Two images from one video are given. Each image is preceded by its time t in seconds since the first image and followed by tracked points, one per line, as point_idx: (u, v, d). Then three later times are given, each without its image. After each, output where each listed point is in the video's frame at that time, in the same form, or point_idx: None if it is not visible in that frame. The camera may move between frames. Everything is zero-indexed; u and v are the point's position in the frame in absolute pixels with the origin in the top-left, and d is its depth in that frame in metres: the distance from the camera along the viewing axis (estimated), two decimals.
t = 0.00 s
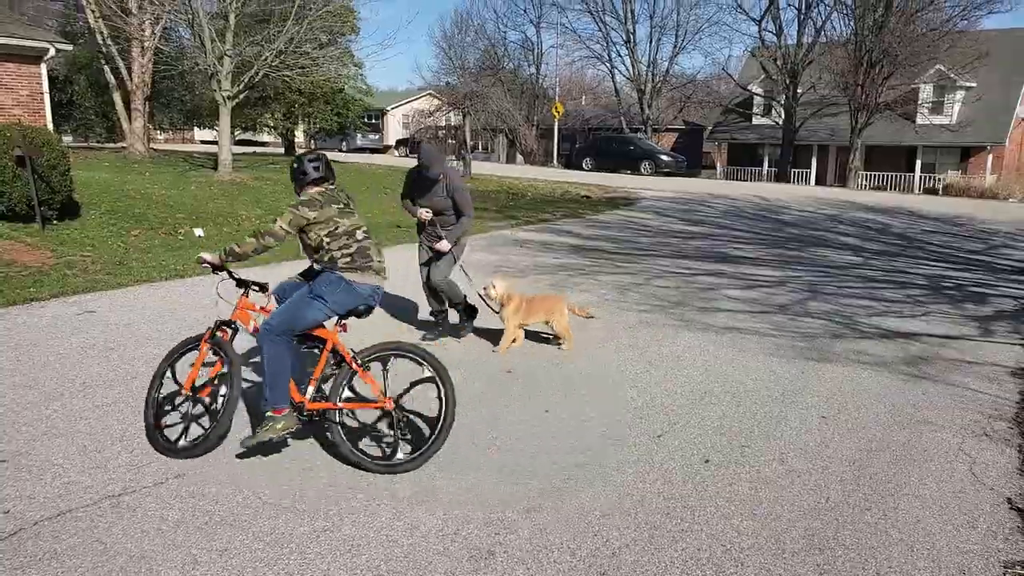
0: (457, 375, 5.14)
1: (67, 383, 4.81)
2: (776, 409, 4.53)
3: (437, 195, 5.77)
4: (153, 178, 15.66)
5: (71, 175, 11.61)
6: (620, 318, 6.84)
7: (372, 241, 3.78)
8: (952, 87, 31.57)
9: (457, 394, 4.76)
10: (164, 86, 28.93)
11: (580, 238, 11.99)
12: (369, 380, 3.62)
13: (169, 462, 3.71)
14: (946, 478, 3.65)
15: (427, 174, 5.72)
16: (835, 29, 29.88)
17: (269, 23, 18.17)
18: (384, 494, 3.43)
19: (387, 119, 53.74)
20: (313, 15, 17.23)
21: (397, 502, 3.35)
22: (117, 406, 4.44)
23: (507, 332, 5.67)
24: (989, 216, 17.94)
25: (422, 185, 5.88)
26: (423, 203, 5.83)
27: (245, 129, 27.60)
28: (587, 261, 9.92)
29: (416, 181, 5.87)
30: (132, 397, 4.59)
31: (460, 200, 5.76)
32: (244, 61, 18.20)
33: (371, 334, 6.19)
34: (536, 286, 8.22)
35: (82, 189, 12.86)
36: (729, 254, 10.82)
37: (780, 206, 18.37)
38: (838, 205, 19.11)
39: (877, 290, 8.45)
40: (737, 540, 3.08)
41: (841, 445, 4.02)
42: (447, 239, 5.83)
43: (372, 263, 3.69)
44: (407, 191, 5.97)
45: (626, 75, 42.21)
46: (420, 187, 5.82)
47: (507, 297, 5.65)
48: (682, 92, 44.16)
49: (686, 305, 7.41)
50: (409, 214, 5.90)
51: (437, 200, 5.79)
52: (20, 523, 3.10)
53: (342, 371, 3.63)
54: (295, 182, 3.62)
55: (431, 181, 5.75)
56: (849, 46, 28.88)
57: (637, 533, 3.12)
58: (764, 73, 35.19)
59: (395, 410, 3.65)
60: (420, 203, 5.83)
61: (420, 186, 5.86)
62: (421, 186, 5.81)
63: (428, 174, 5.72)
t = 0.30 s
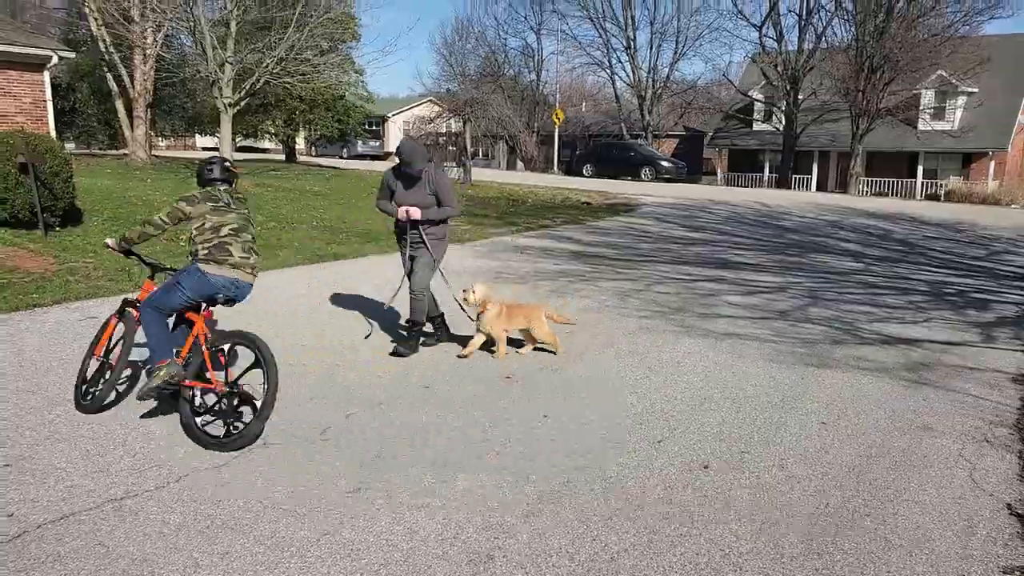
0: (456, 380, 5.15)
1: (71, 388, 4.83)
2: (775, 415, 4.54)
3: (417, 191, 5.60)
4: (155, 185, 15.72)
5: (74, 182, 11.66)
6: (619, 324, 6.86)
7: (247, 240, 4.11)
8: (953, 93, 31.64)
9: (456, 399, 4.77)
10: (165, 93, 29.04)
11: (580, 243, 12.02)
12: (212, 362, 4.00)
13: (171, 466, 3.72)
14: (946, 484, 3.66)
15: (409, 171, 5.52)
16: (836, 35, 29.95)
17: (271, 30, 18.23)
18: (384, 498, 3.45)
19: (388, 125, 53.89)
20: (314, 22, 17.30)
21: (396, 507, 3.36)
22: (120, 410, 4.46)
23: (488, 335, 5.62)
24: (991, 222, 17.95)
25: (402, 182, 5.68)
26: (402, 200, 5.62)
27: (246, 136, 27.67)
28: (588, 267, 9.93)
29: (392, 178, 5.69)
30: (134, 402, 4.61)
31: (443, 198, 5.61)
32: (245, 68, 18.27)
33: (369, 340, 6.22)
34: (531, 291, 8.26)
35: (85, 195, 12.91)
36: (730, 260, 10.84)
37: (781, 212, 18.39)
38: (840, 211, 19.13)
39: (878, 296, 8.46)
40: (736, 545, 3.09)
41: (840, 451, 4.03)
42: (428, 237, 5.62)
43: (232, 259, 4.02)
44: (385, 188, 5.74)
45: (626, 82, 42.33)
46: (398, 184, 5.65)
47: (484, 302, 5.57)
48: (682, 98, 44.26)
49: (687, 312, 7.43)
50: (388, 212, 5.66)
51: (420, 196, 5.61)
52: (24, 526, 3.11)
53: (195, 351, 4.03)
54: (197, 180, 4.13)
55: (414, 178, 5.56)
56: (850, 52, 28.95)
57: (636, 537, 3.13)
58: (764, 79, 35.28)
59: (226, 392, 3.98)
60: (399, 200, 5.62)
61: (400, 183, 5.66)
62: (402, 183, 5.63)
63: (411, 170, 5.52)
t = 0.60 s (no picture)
0: (483, 386, 5.17)
1: (107, 390, 4.95)
2: (805, 423, 4.48)
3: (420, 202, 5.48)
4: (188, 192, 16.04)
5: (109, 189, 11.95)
6: (646, 330, 6.84)
7: (213, 231, 4.95)
8: (989, 95, 30.99)
9: (483, 405, 4.78)
10: (197, 102, 29.59)
11: (606, 250, 11.97)
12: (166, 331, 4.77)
13: (201, 468, 3.79)
14: (982, 496, 3.57)
15: (410, 181, 5.40)
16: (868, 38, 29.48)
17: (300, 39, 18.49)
18: (411, 502, 3.47)
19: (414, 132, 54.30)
20: (342, 31, 17.51)
21: (423, 511, 3.38)
22: (153, 412, 4.55)
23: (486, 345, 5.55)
24: None
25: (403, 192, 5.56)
26: (404, 210, 5.50)
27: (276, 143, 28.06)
28: (614, 273, 9.89)
29: (395, 189, 5.59)
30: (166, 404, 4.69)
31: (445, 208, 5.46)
32: (275, 77, 18.56)
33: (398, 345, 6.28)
34: (557, 297, 8.27)
35: (119, 203, 13.20)
36: (758, 266, 10.72)
37: (811, 218, 18.15)
38: (871, 217, 18.82)
39: (910, 303, 8.31)
40: (764, 554, 3.05)
41: (871, 459, 3.97)
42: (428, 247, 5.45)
43: (195, 246, 4.88)
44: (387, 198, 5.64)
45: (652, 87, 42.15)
46: (401, 195, 5.54)
47: (485, 308, 5.51)
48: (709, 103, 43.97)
49: (714, 318, 7.37)
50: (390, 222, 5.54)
51: (421, 206, 5.48)
52: (62, 524, 3.20)
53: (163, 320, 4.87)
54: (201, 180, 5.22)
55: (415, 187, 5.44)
56: (882, 55, 28.50)
57: (662, 545, 3.11)
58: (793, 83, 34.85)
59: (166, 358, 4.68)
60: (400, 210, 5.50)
61: (401, 193, 5.55)
62: (404, 193, 5.52)
63: (411, 180, 5.40)
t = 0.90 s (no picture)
0: (518, 389, 5.18)
1: (150, 389, 5.08)
2: (845, 430, 4.39)
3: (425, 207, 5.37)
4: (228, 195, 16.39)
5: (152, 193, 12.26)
6: (682, 334, 6.77)
7: (257, 221, 5.81)
8: None
9: (518, 408, 4.78)
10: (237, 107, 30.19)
11: (642, 254, 11.90)
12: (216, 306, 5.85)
13: (241, 466, 3.87)
14: None
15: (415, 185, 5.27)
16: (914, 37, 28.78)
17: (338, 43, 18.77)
18: (446, 502, 3.49)
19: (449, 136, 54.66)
20: (378, 36, 17.74)
21: (458, 511, 3.40)
22: (195, 411, 4.66)
23: (501, 353, 5.43)
24: None
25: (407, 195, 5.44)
26: (409, 214, 5.39)
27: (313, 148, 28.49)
28: (650, 277, 9.82)
29: (399, 192, 5.46)
30: (207, 404, 4.80)
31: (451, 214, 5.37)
32: (313, 82, 18.86)
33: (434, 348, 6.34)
34: (591, 301, 8.26)
35: (161, 206, 13.54)
36: (798, 271, 10.53)
37: (852, 221, 17.79)
38: (915, 221, 18.37)
39: (956, 309, 8.09)
40: (801, 561, 3.00)
41: (914, 467, 3.87)
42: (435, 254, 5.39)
43: (241, 235, 5.79)
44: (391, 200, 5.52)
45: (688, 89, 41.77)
46: (405, 198, 5.41)
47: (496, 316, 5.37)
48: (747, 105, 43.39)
49: (752, 323, 7.27)
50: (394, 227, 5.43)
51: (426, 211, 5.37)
52: (108, 519, 3.29)
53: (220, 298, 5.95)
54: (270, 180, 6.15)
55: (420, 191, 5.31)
56: (928, 54, 27.80)
57: (697, 550, 3.08)
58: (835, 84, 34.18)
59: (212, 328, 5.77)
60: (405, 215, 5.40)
61: (405, 197, 5.42)
62: (409, 196, 5.40)
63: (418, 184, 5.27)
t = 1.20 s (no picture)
0: (540, 389, 5.18)
1: (176, 386, 5.16)
2: (872, 433, 4.33)
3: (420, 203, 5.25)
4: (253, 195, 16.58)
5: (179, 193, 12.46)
6: (706, 336, 6.72)
7: (325, 210, 6.89)
8: None
9: (541, 408, 4.78)
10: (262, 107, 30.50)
11: (666, 254, 11.82)
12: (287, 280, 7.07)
13: (265, 462, 3.92)
14: None
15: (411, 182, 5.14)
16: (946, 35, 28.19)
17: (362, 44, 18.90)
18: (468, 500, 3.51)
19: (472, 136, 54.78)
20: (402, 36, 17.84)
21: (480, 510, 3.42)
22: (220, 408, 4.73)
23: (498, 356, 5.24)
24: None
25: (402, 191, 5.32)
26: (404, 212, 5.28)
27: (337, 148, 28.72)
28: (674, 278, 9.76)
29: (393, 188, 5.33)
30: (231, 401, 4.87)
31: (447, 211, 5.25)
32: (338, 82, 19.02)
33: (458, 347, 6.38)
34: (615, 301, 8.25)
35: (187, 206, 13.73)
36: (824, 272, 10.40)
37: (880, 222, 17.52)
38: (946, 222, 18.03)
39: (987, 312, 7.93)
40: (825, 564, 2.97)
41: (941, 471, 3.81)
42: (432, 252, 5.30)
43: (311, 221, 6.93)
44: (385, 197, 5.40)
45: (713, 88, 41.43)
46: (401, 194, 5.28)
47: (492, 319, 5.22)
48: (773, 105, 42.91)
49: (777, 324, 7.19)
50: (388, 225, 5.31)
51: (422, 208, 5.26)
52: (136, 513, 3.35)
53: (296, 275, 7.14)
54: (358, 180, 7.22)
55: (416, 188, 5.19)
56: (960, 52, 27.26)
57: (720, 552, 3.06)
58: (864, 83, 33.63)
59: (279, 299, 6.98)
60: (400, 212, 5.28)
61: (400, 193, 5.30)
62: (404, 192, 5.27)
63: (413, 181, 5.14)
